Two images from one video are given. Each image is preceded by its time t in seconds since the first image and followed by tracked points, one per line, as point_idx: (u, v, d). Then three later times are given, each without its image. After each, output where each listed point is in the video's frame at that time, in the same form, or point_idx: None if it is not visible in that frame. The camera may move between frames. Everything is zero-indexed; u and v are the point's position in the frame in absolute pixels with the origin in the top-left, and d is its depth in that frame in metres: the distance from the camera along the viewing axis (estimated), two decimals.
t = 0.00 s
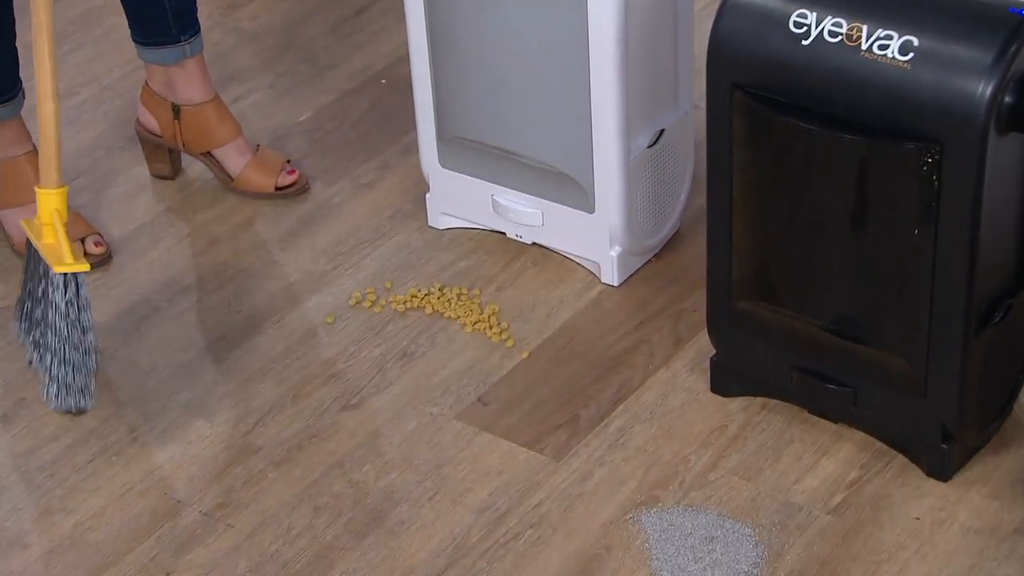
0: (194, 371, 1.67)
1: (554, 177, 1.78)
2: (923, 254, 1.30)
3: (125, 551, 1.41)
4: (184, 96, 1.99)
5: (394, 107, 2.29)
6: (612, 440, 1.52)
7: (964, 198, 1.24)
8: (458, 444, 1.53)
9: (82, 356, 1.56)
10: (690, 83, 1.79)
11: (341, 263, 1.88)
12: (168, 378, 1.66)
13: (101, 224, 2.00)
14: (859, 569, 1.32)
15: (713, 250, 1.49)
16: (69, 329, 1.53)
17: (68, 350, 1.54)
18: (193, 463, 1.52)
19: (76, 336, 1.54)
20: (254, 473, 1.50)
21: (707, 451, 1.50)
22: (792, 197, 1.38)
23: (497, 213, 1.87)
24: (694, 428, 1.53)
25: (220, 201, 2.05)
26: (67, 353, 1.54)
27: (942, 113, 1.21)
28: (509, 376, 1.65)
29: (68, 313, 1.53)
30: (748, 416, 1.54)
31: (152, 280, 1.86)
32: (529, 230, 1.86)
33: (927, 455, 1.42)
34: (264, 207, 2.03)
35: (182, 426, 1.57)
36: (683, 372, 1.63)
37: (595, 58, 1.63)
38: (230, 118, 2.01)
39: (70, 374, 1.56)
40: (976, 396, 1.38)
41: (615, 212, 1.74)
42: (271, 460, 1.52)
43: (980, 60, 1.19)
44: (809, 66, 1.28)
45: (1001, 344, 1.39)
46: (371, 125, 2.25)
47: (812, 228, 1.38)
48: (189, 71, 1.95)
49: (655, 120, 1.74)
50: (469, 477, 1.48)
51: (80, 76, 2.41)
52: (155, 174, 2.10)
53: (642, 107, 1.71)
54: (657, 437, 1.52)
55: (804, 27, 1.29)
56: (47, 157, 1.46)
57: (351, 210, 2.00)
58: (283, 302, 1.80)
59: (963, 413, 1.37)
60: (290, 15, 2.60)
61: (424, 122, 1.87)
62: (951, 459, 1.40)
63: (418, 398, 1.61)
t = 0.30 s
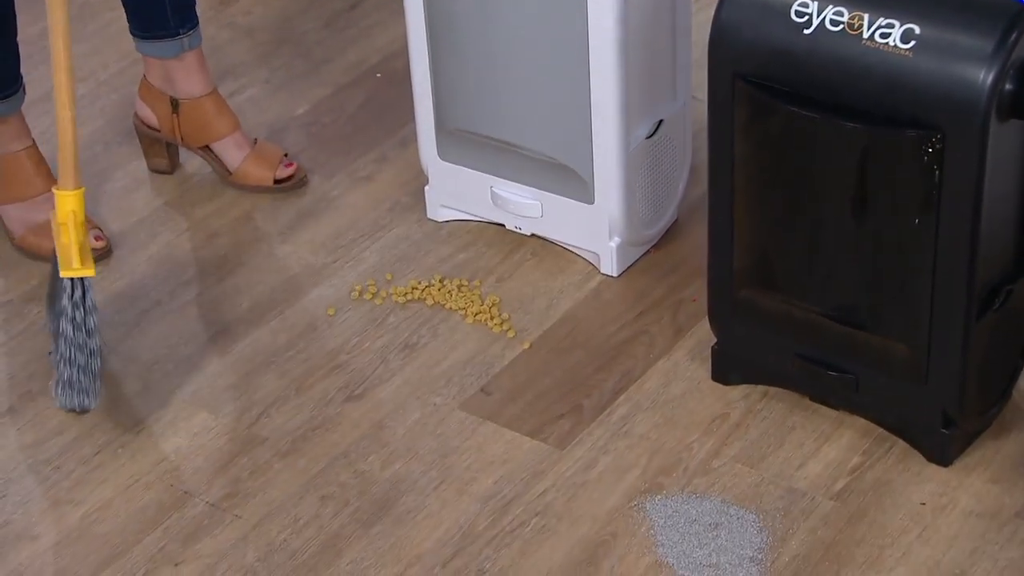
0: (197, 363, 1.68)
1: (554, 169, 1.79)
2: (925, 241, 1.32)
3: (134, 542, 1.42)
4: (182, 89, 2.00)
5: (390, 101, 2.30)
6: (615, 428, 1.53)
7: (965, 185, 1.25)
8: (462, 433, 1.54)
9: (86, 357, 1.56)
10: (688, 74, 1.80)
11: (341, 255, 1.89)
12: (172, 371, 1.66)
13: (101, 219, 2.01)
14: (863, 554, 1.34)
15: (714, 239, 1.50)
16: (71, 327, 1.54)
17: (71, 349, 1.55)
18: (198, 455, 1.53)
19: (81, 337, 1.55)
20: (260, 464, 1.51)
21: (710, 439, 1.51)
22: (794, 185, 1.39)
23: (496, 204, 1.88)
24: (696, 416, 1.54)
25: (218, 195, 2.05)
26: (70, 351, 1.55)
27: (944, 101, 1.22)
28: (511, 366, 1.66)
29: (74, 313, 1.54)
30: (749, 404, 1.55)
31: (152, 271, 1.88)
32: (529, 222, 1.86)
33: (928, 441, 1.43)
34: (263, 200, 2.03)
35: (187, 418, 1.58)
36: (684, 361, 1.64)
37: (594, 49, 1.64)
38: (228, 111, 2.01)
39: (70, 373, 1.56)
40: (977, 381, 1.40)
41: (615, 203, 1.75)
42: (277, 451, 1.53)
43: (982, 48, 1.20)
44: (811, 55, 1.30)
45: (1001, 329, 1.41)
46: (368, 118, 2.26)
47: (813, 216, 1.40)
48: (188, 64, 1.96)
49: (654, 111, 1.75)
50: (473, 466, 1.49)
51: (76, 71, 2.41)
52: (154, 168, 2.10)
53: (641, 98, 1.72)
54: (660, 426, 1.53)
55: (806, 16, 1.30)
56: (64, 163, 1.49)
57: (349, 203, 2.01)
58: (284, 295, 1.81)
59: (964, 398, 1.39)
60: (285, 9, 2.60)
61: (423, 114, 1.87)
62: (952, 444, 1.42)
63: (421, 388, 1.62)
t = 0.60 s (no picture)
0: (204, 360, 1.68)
1: (558, 162, 1.79)
2: (933, 233, 1.33)
3: (146, 537, 1.42)
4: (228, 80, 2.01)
5: (391, 96, 2.30)
6: (623, 422, 1.54)
7: (974, 176, 1.26)
8: (470, 428, 1.55)
9: (174, 357, 1.57)
10: (691, 68, 1.81)
11: (346, 251, 1.89)
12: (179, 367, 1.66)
13: (105, 216, 2.00)
14: (873, 544, 1.34)
15: (722, 232, 1.50)
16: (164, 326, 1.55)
17: (162, 350, 1.56)
18: (208, 450, 1.53)
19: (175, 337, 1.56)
20: (269, 460, 1.51)
21: (718, 432, 1.51)
22: (802, 177, 1.40)
23: (501, 199, 1.88)
24: (703, 409, 1.55)
25: (222, 191, 2.05)
26: (158, 353, 1.56)
27: (953, 92, 1.23)
28: (518, 361, 1.66)
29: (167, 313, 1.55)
30: (756, 397, 1.56)
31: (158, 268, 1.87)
32: (533, 216, 1.87)
33: (935, 432, 1.44)
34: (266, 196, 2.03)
35: (195, 415, 1.58)
36: (690, 354, 1.64)
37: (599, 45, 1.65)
38: (273, 98, 2.02)
39: (156, 373, 1.57)
40: (985, 372, 1.40)
41: (620, 197, 1.75)
42: (286, 446, 1.53)
43: (990, 40, 1.21)
44: (819, 48, 1.30)
45: (1008, 321, 1.42)
46: (369, 114, 2.26)
47: (820, 208, 1.40)
48: (229, 53, 1.97)
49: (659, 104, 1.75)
50: (482, 460, 1.50)
51: (75, 69, 2.40)
52: (200, 163, 2.09)
53: (645, 92, 1.72)
54: (668, 418, 1.54)
55: (814, 9, 1.30)
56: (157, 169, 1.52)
57: (353, 198, 2.01)
58: (290, 290, 1.81)
59: (972, 388, 1.39)
60: (284, 5, 2.60)
61: (428, 109, 1.88)
62: (960, 435, 1.43)
63: (428, 383, 1.62)
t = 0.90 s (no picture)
0: (219, 360, 1.68)
1: (571, 161, 1.79)
2: (954, 230, 1.33)
3: (165, 538, 1.42)
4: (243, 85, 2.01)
5: (401, 95, 2.29)
6: (639, 421, 1.54)
7: (995, 173, 1.26)
8: (487, 427, 1.55)
9: (306, 346, 1.56)
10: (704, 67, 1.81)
11: (358, 251, 1.88)
12: (193, 368, 1.66)
13: (116, 217, 2.00)
14: (893, 543, 1.34)
15: (738, 230, 1.50)
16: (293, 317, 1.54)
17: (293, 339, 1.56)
18: (224, 451, 1.53)
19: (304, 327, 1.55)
20: (286, 460, 1.51)
21: (735, 430, 1.51)
22: (820, 176, 1.40)
23: (513, 199, 1.88)
24: (720, 407, 1.55)
25: (233, 191, 2.05)
26: (291, 342, 1.55)
27: (974, 90, 1.23)
28: (533, 360, 1.66)
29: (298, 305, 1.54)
30: (773, 396, 1.55)
31: (170, 268, 1.87)
32: (546, 216, 1.87)
33: (954, 429, 1.44)
34: (277, 196, 2.03)
35: (211, 416, 1.58)
36: (706, 353, 1.64)
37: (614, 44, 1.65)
38: (287, 105, 2.02)
39: (288, 360, 1.57)
40: (1005, 369, 1.41)
41: (634, 195, 1.75)
42: (303, 446, 1.53)
43: (1011, 37, 1.21)
44: (838, 45, 1.30)
45: None
46: (378, 113, 2.25)
47: (838, 206, 1.40)
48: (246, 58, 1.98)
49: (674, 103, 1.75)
50: (500, 460, 1.50)
51: (84, 69, 2.40)
52: (210, 165, 2.09)
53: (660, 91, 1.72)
54: (685, 417, 1.54)
55: (832, 7, 1.30)
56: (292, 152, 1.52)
57: (364, 198, 2.00)
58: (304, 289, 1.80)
59: (992, 385, 1.39)
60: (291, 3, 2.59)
61: (439, 109, 1.87)
62: (979, 433, 1.43)
63: (444, 383, 1.62)
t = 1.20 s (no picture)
0: (233, 362, 1.67)
1: (585, 161, 1.78)
2: (975, 230, 1.32)
3: (184, 540, 1.42)
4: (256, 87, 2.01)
5: (411, 96, 2.28)
6: (657, 422, 1.53)
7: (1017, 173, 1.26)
8: (504, 429, 1.54)
9: (457, 314, 1.63)
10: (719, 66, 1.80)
11: (371, 252, 1.87)
12: (208, 370, 1.66)
13: (128, 219, 2.00)
14: (915, 544, 1.34)
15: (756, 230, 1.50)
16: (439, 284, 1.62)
17: (439, 306, 1.63)
18: (241, 453, 1.52)
19: (450, 295, 1.62)
20: (304, 462, 1.50)
21: (754, 432, 1.50)
22: (840, 175, 1.39)
23: (527, 199, 1.87)
24: (738, 409, 1.54)
25: (245, 192, 2.04)
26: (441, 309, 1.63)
27: (998, 89, 1.22)
28: (549, 361, 1.65)
29: (444, 272, 1.61)
30: (790, 397, 1.55)
31: (183, 270, 1.86)
32: (560, 216, 1.86)
33: (973, 430, 1.44)
34: (290, 197, 2.02)
35: (227, 418, 1.57)
36: (723, 354, 1.63)
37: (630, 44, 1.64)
38: (300, 107, 2.02)
39: (436, 327, 1.64)
40: None
41: (649, 196, 1.74)
42: (319, 448, 1.52)
43: None
44: (858, 45, 1.30)
45: None
46: (389, 114, 2.24)
47: (857, 207, 1.40)
48: (261, 60, 1.97)
49: (689, 103, 1.75)
50: (517, 461, 1.49)
51: (93, 70, 2.39)
52: (222, 166, 2.09)
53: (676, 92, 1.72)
54: (703, 419, 1.53)
55: (853, 6, 1.29)
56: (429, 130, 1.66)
57: (376, 199, 1.99)
58: (318, 290, 1.80)
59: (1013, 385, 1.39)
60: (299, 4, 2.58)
61: (452, 110, 1.87)
62: (1000, 433, 1.42)
63: (460, 385, 1.61)
